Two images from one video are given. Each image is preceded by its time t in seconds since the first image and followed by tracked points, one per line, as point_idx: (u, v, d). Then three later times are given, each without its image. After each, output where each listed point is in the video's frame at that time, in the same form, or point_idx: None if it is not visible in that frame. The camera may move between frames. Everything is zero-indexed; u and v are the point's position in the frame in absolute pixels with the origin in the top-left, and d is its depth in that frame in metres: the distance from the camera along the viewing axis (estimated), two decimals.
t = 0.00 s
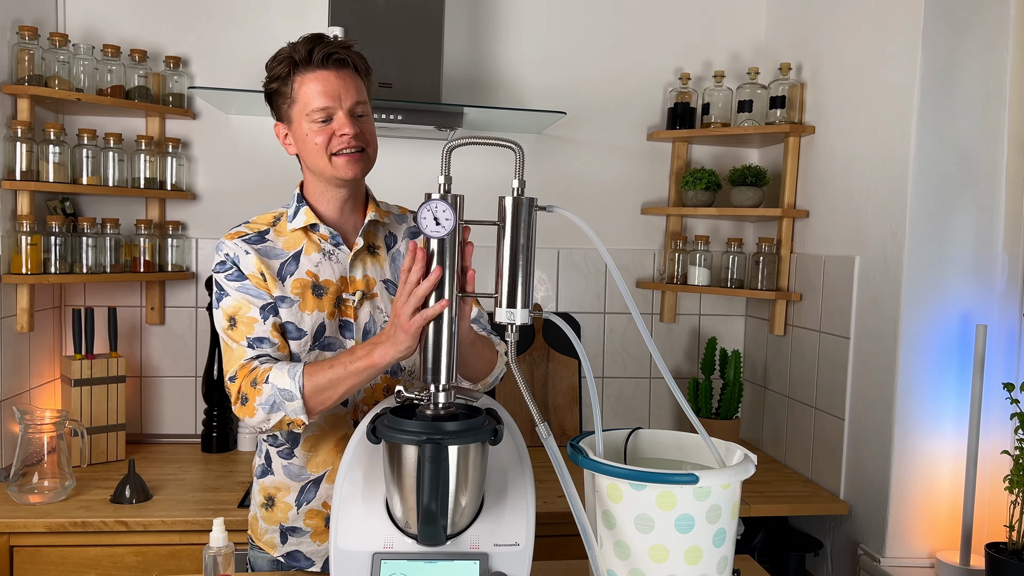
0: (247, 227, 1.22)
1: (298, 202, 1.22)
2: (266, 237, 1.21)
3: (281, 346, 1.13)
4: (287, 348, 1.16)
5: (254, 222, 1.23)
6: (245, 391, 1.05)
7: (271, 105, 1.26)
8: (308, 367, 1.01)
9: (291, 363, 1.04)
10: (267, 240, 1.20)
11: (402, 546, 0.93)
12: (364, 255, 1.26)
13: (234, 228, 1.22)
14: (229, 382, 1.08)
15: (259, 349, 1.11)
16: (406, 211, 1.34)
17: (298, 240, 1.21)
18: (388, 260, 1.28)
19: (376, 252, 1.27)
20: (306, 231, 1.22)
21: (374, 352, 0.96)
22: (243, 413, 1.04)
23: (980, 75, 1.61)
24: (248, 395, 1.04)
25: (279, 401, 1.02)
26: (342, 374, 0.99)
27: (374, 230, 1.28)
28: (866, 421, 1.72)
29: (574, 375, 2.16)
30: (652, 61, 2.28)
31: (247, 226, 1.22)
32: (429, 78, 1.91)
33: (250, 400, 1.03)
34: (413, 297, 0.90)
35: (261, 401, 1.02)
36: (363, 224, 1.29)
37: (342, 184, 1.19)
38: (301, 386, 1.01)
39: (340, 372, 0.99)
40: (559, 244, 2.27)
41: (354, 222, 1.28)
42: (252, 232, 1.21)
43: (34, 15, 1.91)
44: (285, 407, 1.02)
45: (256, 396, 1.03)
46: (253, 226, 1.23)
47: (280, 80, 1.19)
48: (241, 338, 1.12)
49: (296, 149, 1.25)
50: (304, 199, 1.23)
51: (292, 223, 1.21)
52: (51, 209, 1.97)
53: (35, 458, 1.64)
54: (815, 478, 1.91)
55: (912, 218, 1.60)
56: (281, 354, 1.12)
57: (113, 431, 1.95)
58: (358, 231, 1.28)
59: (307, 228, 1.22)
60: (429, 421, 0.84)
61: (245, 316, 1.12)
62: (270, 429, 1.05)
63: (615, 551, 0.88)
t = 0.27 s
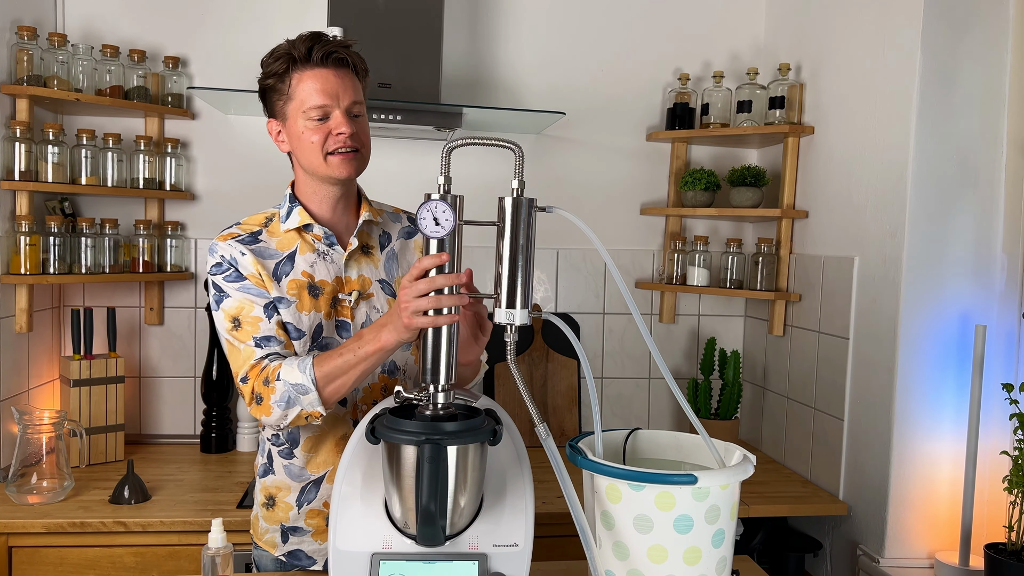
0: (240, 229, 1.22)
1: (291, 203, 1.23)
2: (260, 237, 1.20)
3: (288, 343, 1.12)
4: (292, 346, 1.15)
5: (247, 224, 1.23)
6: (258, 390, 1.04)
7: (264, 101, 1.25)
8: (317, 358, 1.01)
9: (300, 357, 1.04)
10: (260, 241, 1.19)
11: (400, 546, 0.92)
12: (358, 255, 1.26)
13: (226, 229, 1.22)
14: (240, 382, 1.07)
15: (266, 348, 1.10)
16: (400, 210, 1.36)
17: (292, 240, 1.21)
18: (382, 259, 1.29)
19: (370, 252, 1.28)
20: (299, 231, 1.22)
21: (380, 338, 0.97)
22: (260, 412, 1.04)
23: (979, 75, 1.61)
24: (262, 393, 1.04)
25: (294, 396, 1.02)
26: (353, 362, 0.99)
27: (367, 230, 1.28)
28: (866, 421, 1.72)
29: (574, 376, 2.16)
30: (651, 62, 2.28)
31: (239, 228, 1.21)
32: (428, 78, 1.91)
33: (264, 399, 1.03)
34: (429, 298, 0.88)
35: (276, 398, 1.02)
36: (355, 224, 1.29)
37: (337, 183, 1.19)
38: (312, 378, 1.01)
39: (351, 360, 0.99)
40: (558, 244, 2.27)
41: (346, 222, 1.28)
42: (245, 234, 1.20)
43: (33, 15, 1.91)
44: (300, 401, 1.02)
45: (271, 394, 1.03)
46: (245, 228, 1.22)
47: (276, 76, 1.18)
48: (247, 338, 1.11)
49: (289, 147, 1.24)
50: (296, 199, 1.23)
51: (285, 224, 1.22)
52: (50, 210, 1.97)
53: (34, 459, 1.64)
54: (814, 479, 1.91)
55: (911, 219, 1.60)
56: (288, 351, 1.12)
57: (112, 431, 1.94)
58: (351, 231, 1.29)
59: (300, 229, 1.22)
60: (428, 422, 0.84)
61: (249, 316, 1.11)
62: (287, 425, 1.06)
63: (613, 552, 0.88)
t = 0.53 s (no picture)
0: (245, 235, 1.21)
1: (294, 206, 1.22)
2: (266, 243, 1.20)
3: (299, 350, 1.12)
4: (302, 352, 1.15)
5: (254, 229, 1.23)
6: (271, 398, 1.05)
7: (263, 105, 1.26)
8: (325, 364, 1.02)
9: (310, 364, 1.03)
10: (266, 246, 1.19)
11: (401, 547, 0.92)
12: (366, 255, 1.26)
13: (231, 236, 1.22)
14: (253, 392, 1.08)
15: (276, 357, 1.10)
16: (402, 209, 1.38)
17: (299, 244, 1.21)
18: (388, 259, 1.29)
19: (377, 252, 1.28)
20: (305, 235, 1.22)
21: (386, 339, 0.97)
22: (273, 421, 1.05)
23: (980, 76, 1.61)
24: (275, 402, 1.04)
25: (306, 403, 1.02)
26: (360, 366, 1.00)
27: (373, 231, 1.29)
28: (866, 421, 1.72)
29: (574, 376, 2.16)
30: (651, 62, 2.28)
31: (243, 234, 1.21)
32: (428, 78, 1.91)
33: (278, 408, 1.04)
34: (431, 300, 0.89)
35: (288, 406, 1.03)
36: (360, 226, 1.30)
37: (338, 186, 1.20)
38: (321, 385, 1.01)
39: (359, 364, 0.99)
40: (558, 245, 2.27)
41: (351, 223, 1.29)
42: (251, 240, 1.20)
43: (33, 15, 1.90)
44: (313, 408, 1.02)
45: (283, 403, 1.03)
46: (251, 233, 1.22)
47: (276, 81, 1.19)
48: (256, 347, 1.11)
49: (289, 151, 1.25)
50: (300, 203, 1.23)
51: (291, 228, 1.21)
52: (50, 210, 1.97)
53: (34, 459, 1.64)
54: (814, 479, 1.91)
55: (911, 219, 1.60)
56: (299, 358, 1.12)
57: (112, 431, 1.94)
58: (357, 233, 1.29)
59: (306, 232, 1.22)
60: (428, 422, 0.84)
61: (258, 325, 1.12)
62: (303, 432, 1.06)
63: (614, 552, 0.88)
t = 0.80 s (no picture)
0: (283, 231, 1.23)
1: (334, 206, 1.23)
2: (302, 241, 1.21)
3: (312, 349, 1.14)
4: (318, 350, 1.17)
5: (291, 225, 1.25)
6: (274, 392, 1.07)
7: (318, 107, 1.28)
8: (324, 364, 1.04)
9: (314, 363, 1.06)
10: (302, 244, 1.21)
11: (402, 547, 0.93)
12: (397, 259, 1.25)
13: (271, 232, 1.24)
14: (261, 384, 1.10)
15: (290, 353, 1.12)
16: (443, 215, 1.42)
17: (333, 244, 1.23)
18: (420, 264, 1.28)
19: (409, 256, 1.27)
20: (340, 235, 1.23)
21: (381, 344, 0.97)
22: (274, 415, 1.07)
23: (980, 76, 1.62)
24: (276, 397, 1.06)
25: (303, 400, 1.04)
26: (355, 369, 1.01)
27: (409, 235, 1.27)
28: (866, 421, 1.72)
29: (574, 376, 2.16)
30: (651, 62, 2.28)
31: (282, 231, 1.23)
32: (429, 79, 1.91)
33: (279, 402, 1.06)
34: (426, 300, 0.89)
35: (289, 402, 1.05)
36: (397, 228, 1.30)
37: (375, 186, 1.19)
38: (318, 385, 1.03)
39: (354, 368, 1.00)
40: (559, 245, 2.28)
41: (389, 224, 1.29)
42: (287, 236, 1.21)
43: (34, 16, 1.91)
44: (308, 406, 1.04)
45: (284, 398, 1.05)
46: (288, 230, 1.23)
47: (327, 81, 1.21)
48: (273, 341, 1.13)
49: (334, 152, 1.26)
50: (339, 203, 1.24)
51: (328, 227, 1.22)
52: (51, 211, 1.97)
53: (35, 459, 1.64)
54: (814, 479, 1.92)
55: (912, 220, 1.60)
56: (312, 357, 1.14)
57: (113, 432, 1.95)
58: (392, 235, 1.29)
59: (342, 233, 1.23)
60: (428, 422, 0.84)
61: (279, 320, 1.13)
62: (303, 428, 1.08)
63: (614, 552, 0.88)
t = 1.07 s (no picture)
0: (340, 226, 1.32)
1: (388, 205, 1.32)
2: (355, 237, 1.30)
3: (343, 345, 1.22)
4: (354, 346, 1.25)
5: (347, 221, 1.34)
6: (298, 382, 1.16)
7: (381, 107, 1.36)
8: (339, 362, 1.12)
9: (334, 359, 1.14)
10: (354, 240, 1.29)
11: (404, 547, 0.93)
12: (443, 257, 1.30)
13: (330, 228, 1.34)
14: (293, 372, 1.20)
15: (320, 346, 1.22)
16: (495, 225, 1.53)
17: (383, 241, 1.30)
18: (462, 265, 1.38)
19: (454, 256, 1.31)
20: (392, 233, 1.31)
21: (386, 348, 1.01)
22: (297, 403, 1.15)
23: (981, 76, 1.62)
24: (299, 386, 1.15)
25: (319, 393, 1.12)
26: (364, 367, 1.07)
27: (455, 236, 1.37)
28: (867, 422, 1.72)
29: (575, 376, 2.16)
30: (652, 63, 2.29)
31: (340, 226, 1.32)
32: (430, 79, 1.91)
33: (301, 391, 1.15)
34: (419, 308, 0.90)
35: (308, 393, 1.13)
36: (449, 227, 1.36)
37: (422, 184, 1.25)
38: (331, 378, 1.10)
39: (365, 365, 1.06)
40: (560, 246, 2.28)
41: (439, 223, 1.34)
42: (342, 232, 1.31)
43: (36, 17, 1.91)
44: (323, 398, 1.12)
45: (305, 388, 1.14)
46: (345, 226, 1.33)
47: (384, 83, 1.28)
48: (310, 333, 1.24)
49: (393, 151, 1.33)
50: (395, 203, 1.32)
51: (381, 224, 1.31)
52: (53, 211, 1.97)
53: (37, 459, 1.64)
54: (815, 479, 1.92)
55: (913, 220, 1.61)
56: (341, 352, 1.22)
57: (115, 432, 1.95)
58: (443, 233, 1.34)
59: (393, 231, 1.31)
60: (431, 422, 0.84)
61: (318, 313, 1.24)
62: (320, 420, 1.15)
63: (616, 552, 0.88)
